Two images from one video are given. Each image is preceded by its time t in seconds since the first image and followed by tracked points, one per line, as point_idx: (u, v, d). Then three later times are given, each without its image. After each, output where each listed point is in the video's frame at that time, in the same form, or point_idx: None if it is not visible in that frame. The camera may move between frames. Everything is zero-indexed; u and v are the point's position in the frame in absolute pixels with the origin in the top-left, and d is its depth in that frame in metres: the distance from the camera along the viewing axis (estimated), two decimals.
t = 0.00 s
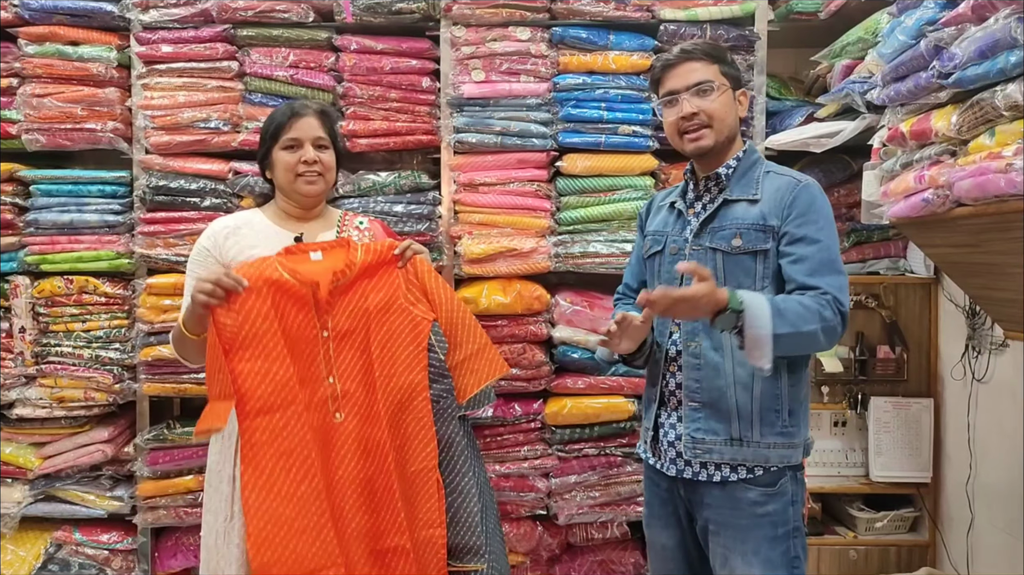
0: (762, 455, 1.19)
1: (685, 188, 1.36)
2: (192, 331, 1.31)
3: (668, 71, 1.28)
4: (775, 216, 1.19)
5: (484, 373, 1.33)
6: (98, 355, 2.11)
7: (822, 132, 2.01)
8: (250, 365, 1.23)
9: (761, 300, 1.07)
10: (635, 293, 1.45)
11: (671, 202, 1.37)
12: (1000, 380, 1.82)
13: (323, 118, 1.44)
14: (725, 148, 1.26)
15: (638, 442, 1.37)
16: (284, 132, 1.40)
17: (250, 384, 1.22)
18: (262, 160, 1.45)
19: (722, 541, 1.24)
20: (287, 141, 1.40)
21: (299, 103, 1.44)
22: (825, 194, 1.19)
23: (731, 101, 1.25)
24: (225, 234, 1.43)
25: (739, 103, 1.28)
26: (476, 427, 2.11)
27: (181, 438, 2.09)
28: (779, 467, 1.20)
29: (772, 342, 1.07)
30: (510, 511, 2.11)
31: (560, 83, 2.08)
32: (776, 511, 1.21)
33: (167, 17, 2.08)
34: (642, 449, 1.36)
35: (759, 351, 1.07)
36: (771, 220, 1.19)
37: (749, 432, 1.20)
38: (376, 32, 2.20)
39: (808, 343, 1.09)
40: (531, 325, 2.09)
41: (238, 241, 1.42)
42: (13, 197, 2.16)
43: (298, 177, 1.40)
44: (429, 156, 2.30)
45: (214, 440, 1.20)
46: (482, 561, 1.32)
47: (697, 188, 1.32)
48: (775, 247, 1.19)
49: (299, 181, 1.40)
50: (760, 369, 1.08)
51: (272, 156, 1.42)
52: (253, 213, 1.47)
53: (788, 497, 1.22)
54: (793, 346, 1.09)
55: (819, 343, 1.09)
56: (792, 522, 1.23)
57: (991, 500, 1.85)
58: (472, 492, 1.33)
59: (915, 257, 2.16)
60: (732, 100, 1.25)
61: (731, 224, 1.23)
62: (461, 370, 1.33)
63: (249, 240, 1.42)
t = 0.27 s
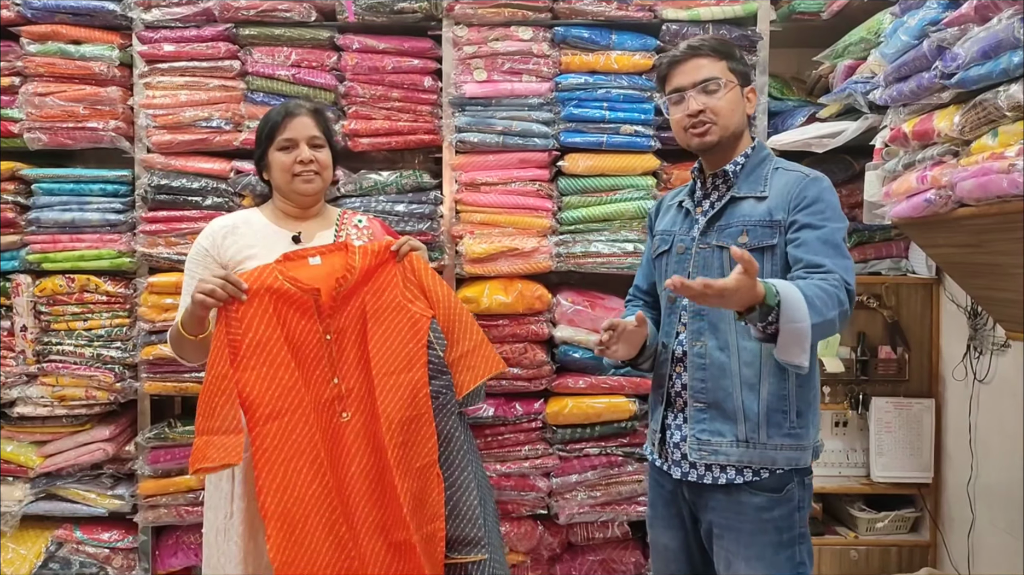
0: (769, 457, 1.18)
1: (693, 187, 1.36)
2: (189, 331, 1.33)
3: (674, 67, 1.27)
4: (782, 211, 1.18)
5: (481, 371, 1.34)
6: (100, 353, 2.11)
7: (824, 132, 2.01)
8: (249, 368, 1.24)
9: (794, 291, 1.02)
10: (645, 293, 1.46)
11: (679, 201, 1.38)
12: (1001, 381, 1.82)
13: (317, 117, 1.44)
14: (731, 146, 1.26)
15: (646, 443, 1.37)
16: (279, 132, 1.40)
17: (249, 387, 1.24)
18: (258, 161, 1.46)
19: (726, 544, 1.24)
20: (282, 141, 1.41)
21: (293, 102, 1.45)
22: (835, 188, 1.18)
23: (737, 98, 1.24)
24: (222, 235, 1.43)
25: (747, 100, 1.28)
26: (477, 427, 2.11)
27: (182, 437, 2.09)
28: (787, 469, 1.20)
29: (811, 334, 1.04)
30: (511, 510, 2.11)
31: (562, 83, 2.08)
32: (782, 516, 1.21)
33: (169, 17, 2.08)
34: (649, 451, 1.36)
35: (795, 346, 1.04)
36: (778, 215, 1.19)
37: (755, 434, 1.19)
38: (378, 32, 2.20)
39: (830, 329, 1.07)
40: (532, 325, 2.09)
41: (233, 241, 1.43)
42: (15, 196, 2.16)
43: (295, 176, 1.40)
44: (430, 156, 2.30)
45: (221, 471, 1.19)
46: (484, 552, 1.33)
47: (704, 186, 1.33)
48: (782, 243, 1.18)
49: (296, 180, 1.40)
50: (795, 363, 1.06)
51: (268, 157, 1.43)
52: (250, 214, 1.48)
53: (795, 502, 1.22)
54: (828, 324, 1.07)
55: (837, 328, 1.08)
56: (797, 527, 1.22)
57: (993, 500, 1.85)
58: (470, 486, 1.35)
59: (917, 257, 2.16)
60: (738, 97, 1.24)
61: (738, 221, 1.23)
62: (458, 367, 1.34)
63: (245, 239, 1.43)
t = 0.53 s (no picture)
0: (778, 460, 1.18)
1: (701, 186, 1.36)
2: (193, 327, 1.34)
3: (686, 62, 1.27)
4: (789, 211, 1.18)
5: (480, 370, 1.34)
6: (104, 352, 2.11)
7: (828, 132, 2.00)
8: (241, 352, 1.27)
9: (810, 309, 1.01)
10: (653, 294, 1.46)
11: (687, 201, 1.37)
12: (1005, 382, 1.82)
13: (319, 116, 1.44)
14: (740, 144, 1.26)
15: (655, 446, 1.37)
16: (280, 133, 1.40)
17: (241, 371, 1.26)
18: (259, 161, 1.46)
19: (732, 548, 1.24)
20: (283, 142, 1.41)
21: (294, 102, 1.44)
22: (843, 188, 1.18)
23: (749, 96, 1.24)
24: (225, 235, 1.45)
25: (758, 98, 1.28)
26: (480, 426, 2.11)
27: (185, 436, 2.09)
28: (796, 473, 1.20)
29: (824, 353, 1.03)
30: (514, 510, 2.11)
31: (565, 82, 2.08)
32: (790, 520, 1.21)
33: (173, 16, 2.08)
34: (657, 452, 1.37)
35: (808, 365, 1.04)
36: (785, 216, 1.19)
37: (764, 437, 1.19)
38: (382, 31, 2.20)
39: (837, 336, 1.07)
40: (535, 324, 2.09)
41: (237, 241, 1.45)
42: (19, 195, 2.16)
43: (297, 178, 1.41)
44: (433, 156, 2.30)
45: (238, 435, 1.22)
46: (486, 547, 1.37)
47: (712, 186, 1.32)
48: (789, 244, 1.18)
49: (298, 181, 1.41)
50: (806, 381, 1.06)
51: (268, 158, 1.43)
52: (255, 213, 1.50)
53: (804, 507, 1.22)
54: (840, 335, 1.07)
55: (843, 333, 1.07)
56: (807, 531, 1.22)
57: (997, 501, 1.84)
58: (469, 484, 1.38)
59: (921, 258, 2.15)
60: (750, 95, 1.24)
61: (745, 221, 1.23)
62: (457, 366, 1.35)
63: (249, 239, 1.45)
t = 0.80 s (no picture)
0: (780, 467, 1.18)
1: (703, 190, 1.36)
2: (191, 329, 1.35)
3: (689, 65, 1.28)
4: (791, 217, 1.18)
5: (478, 385, 1.37)
6: (102, 355, 2.10)
7: (826, 137, 2.01)
8: (234, 353, 1.28)
9: (810, 316, 1.01)
10: (657, 298, 1.46)
11: (689, 205, 1.37)
12: (1004, 387, 1.82)
13: (319, 121, 1.44)
14: (743, 145, 1.26)
15: (657, 451, 1.37)
16: (280, 139, 1.41)
17: (232, 370, 1.28)
18: (260, 166, 1.46)
19: (732, 554, 1.24)
20: (283, 147, 1.41)
21: (295, 107, 1.45)
22: (846, 194, 1.18)
23: (751, 100, 1.24)
24: (225, 238, 1.45)
25: (760, 102, 1.28)
26: (480, 430, 2.11)
27: (184, 439, 2.09)
28: (798, 479, 1.20)
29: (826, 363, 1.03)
30: (513, 514, 2.11)
31: (565, 86, 2.08)
32: (791, 526, 1.21)
33: (173, 19, 2.09)
34: (658, 456, 1.37)
35: (809, 374, 1.04)
36: (786, 221, 1.19)
37: (766, 443, 1.19)
38: (382, 35, 2.20)
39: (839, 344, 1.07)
40: (534, 328, 2.09)
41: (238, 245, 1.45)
42: (18, 198, 2.16)
43: (297, 183, 1.41)
44: (433, 159, 2.30)
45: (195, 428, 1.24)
46: (464, 568, 1.34)
47: (713, 190, 1.33)
48: (791, 250, 1.18)
49: (299, 186, 1.41)
50: (807, 390, 1.06)
51: (269, 163, 1.43)
52: (255, 216, 1.50)
53: (805, 512, 1.22)
54: (841, 342, 1.07)
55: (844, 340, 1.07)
56: (808, 537, 1.22)
57: (996, 506, 1.84)
58: (456, 501, 1.37)
59: (920, 262, 2.14)
60: (753, 99, 1.25)
61: (747, 226, 1.23)
62: (454, 381, 1.37)
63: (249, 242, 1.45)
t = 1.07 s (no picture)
0: (781, 467, 1.18)
1: (702, 193, 1.36)
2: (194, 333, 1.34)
3: (687, 69, 1.28)
4: (790, 219, 1.18)
5: (483, 381, 1.36)
6: (103, 358, 2.10)
7: (828, 138, 2.01)
8: (241, 355, 1.28)
9: (807, 317, 1.01)
10: (656, 299, 1.47)
11: (688, 208, 1.37)
12: (1005, 389, 1.82)
13: (321, 124, 1.44)
14: (742, 149, 1.26)
15: (657, 452, 1.37)
16: (281, 140, 1.41)
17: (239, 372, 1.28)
18: (261, 168, 1.46)
19: (734, 554, 1.24)
20: (285, 149, 1.41)
21: (297, 109, 1.45)
22: (844, 196, 1.17)
23: (749, 103, 1.25)
24: (227, 241, 1.44)
25: (759, 106, 1.28)
26: (481, 432, 2.11)
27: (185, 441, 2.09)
28: (798, 479, 1.20)
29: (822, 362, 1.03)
30: (515, 516, 2.11)
31: (565, 88, 2.08)
32: (792, 526, 1.21)
33: (174, 21, 2.09)
34: (659, 458, 1.36)
35: (804, 374, 1.03)
36: (785, 223, 1.19)
37: (767, 444, 1.19)
38: (383, 37, 2.20)
39: (835, 347, 1.07)
40: (535, 329, 2.09)
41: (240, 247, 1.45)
42: (19, 200, 2.16)
43: (300, 185, 1.41)
44: (434, 160, 2.30)
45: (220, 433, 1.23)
46: (469, 568, 1.34)
47: (713, 193, 1.33)
48: (790, 252, 1.18)
49: (300, 188, 1.41)
50: (802, 389, 1.05)
51: (271, 166, 1.43)
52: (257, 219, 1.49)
53: (806, 512, 1.22)
54: (839, 344, 1.07)
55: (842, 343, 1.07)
56: (809, 537, 1.22)
57: (998, 507, 1.84)
58: (460, 500, 1.35)
59: (921, 263, 2.16)
60: (751, 102, 1.25)
61: (747, 229, 1.23)
62: (459, 378, 1.36)
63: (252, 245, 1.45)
